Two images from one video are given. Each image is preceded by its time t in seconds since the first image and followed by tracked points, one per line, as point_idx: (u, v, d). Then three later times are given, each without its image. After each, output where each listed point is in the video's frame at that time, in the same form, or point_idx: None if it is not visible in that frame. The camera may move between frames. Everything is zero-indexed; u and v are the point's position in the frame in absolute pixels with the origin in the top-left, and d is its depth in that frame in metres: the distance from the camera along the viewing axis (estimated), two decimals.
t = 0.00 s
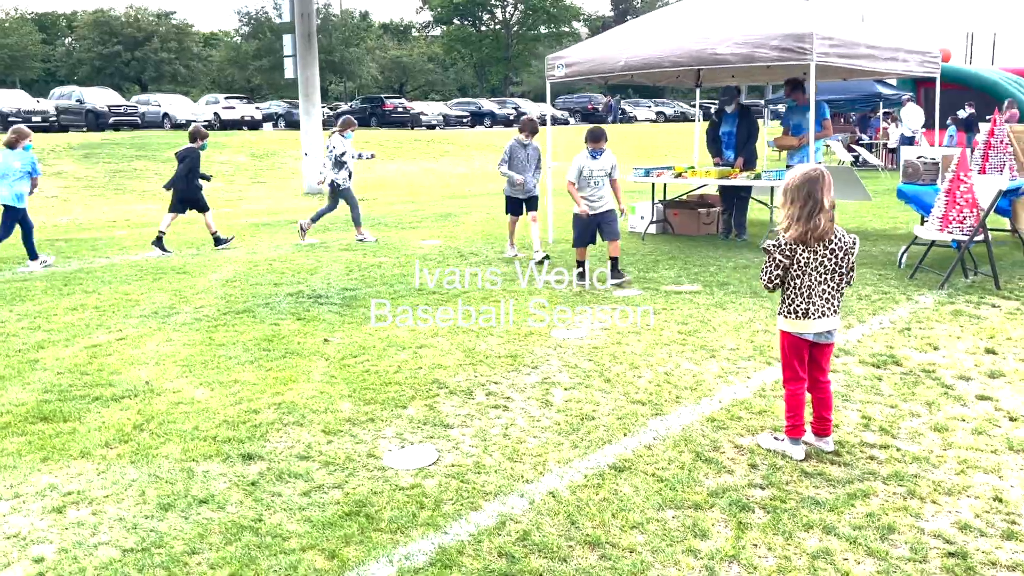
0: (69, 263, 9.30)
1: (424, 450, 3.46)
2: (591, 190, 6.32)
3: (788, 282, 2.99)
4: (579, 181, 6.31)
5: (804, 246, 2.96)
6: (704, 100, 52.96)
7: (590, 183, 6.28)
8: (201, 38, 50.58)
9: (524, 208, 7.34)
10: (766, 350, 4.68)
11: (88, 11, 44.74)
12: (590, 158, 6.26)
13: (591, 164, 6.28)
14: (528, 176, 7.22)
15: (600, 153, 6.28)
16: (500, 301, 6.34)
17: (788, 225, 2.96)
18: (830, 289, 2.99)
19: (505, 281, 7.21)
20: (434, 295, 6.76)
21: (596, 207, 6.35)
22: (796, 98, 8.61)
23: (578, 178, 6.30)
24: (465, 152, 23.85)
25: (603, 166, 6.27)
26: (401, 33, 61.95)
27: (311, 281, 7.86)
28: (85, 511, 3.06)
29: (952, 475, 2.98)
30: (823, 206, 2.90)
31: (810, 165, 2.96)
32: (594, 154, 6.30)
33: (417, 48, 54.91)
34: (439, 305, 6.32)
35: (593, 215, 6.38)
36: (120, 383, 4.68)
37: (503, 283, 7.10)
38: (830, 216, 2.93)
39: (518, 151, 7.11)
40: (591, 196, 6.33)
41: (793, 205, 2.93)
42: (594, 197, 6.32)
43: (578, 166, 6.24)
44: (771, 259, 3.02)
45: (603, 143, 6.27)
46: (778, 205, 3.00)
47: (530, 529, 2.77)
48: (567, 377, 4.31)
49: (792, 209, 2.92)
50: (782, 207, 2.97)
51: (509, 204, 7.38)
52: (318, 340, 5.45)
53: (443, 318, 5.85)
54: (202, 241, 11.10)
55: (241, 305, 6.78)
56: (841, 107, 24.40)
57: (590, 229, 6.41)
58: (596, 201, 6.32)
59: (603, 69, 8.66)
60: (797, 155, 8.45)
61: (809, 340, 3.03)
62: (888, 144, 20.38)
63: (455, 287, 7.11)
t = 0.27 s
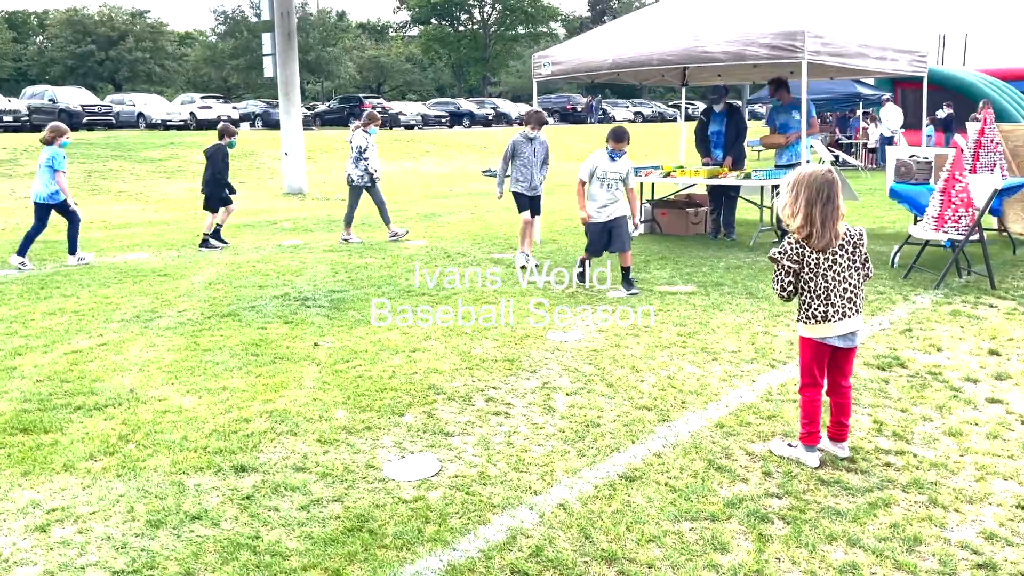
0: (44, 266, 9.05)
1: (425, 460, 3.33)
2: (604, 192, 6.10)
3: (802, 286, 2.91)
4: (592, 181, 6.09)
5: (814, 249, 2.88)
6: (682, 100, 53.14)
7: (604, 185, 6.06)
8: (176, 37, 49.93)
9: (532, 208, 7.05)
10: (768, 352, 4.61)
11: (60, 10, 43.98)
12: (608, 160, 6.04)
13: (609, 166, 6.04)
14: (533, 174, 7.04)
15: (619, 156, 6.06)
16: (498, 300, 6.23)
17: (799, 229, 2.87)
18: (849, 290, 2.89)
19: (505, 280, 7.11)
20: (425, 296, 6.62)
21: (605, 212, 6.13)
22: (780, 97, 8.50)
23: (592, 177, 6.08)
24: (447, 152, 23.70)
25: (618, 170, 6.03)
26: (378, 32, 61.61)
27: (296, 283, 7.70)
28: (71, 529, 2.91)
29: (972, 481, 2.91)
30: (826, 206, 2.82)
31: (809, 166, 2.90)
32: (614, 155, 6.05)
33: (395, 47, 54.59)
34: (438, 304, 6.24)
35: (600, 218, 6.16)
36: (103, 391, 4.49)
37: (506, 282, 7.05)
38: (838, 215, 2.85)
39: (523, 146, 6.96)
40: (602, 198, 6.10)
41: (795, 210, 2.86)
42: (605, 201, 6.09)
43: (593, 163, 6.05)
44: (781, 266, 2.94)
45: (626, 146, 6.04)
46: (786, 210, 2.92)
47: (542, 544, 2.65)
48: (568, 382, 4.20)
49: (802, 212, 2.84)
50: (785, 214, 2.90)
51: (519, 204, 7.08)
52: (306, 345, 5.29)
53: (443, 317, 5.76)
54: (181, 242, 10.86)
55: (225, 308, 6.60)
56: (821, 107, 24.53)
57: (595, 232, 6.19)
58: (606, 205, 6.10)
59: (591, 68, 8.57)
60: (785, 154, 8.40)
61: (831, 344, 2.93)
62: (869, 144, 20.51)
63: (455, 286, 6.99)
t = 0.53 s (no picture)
0: (16, 268, 8.80)
1: (424, 470, 3.22)
2: (599, 191, 5.95)
3: (814, 287, 2.84)
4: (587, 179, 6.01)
5: (830, 250, 2.81)
6: (659, 100, 53.32)
7: (599, 183, 5.93)
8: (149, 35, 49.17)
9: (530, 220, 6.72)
10: (766, 355, 4.55)
11: (29, 6, 43.07)
12: (603, 156, 5.94)
13: (604, 164, 5.90)
14: (537, 183, 6.68)
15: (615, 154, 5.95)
16: (497, 301, 6.18)
17: (818, 228, 2.79)
18: (860, 293, 2.83)
19: (505, 280, 7.06)
20: (412, 298, 6.50)
21: (601, 211, 5.98)
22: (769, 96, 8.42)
23: (588, 175, 6.01)
24: (427, 152, 23.53)
25: (612, 167, 5.86)
26: (354, 31, 61.15)
27: (279, 285, 7.53)
28: (54, 549, 2.76)
29: (984, 488, 2.85)
30: (842, 205, 2.74)
31: (827, 164, 2.81)
32: (610, 153, 5.94)
33: (372, 46, 54.21)
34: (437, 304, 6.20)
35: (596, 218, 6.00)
36: (83, 399, 4.33)
37: (500, 283, 6.97)
38: (858, 217, 2.78)
39: (524, 155, 6.66)
40: (598, 197, 5.97)
41: (810, 208, 2.78)
42: (600, 198, 5.96)
43: (588, 160, 5.98)
44: (795, 265, 2.86)
45: (620, 143, 5.92)
46: (803, 206, 2.84)
47: (552, 559, 2.56)
48: (566, 386, 4.11)
49: (822, 211, 2.76)
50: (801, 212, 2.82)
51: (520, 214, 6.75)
52: (294, 349, 5.16)
53: (444, 318, 5.73)
54: (157, 244, 10.62)
55: (207, 311, 6.43)
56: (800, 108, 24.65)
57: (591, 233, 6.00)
58: (601, 203, 5.96)
59: (578, 67, 8.51)
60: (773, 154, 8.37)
61: (842, 348, 2.88)
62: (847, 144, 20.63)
63: (455, 286, 6.94)
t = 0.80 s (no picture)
0: None
1: (423, 477, 3.14)
2: (583, 197, 5.58)
3: (836, 286, 2.79)
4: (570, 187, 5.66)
5: (857, 249, 2.76)
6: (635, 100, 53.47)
7: (581, 189, 5.57)
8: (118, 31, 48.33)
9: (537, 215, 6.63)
10: (761, 356, 4.52)
11: None
12: (580, 161, 5.59)
13: (582, 168, 5.57)
14: (541, 178, 6.60)
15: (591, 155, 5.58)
16: (497, 300, 6.13)
17: (846, 226, 2.74)
18: (877, 295, 2.82)
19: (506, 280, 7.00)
20: (398, 299, 6.40)
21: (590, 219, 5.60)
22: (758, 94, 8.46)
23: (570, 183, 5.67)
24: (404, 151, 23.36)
25: (591, 170, 5.50)
26: (328, 29, 60.58)
27: (260, 285, 7.38)
28: (36, 564, 2.64)
29: (992, 490, 2.83)
30: (875, 205, 2.71)
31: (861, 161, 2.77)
32: (586, 155, 5.59)
33: (346, 44, 53.76)
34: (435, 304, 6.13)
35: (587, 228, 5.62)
36: (61, 404, 4.17)
37: (487, 283, 6.89)
38: (887, 218, 2.75)
39: (529, 148, 6.56)
40: (584, 204, 5.60)
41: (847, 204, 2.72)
42: (585, 206, 5.58)
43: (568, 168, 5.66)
44: (821, 261, 2.79)
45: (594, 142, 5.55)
46: (829, 204, 2.80)
47: (560, 568, 2.49)
48: (561, 389, 4.04)
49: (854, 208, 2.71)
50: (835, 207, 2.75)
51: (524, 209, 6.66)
52: (279, 352, 5.04)
53: (443, 318, 5.67)
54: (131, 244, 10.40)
55: (188, 313, 6.28)
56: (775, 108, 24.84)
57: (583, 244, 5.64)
58: (587, 210, 5.58)
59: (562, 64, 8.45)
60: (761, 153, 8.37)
61: (853, 348, 2.84)
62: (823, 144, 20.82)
63: (455, 286, 6.83)
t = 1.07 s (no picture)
0: None
1: (425, 485, 3.08)
2: (559, 200, 5.15)
3: (863, 285, 2.78)
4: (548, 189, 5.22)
5: (886, 248, 2.77)
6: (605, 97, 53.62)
7: (558, 190, 5.13)
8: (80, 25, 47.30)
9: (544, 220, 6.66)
10: (754, 356, 4.52)
11: None
12: (558, 161, 5.13)
13: (559, 168, 5.12)
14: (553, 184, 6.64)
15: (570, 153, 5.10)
16: (497, 301, 6.09)
17: (874, 224, 2.75)
18: (898, 297, 2.83)
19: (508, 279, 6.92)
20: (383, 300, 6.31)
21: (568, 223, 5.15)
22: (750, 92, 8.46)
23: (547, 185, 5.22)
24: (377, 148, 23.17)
25: (568, 171, 5.06)
26: (295, 24, 59.86)
27: (240, 286, 7.25)
28: None
29: (995, 491, 2.85)
30: (906, 204, 2.73)
31: (894, 161, 2.79)
32: (563, 154, 5.12)
33: (314, 40, 53.16)
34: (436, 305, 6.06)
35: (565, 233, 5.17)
36: (42, 412, 4.04)
37: (473, 284, 6.83)
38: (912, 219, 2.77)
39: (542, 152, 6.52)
40: (561, 207, 5.16)
41: (886, 200, 2.71)
42: (563, 209, 5.14)
43: (544, 168, 5.21)
44: (852, 259, 2.78)
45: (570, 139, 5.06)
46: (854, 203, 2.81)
47: None
48: (557, 392, 4.01)
49: (882, 205, 2.72)
50: (872, 202, 2.74)
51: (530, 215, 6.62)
52: (265, 356, 4.93)
53: (443, 318, 5.61)
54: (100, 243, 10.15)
55: (166, 315, 6.13)
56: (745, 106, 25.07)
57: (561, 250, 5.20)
58: (565, 214, 5.14)
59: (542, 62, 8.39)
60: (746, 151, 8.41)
61: (870, 348, 2.84)
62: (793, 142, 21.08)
63: (457, 286, 6.72)
